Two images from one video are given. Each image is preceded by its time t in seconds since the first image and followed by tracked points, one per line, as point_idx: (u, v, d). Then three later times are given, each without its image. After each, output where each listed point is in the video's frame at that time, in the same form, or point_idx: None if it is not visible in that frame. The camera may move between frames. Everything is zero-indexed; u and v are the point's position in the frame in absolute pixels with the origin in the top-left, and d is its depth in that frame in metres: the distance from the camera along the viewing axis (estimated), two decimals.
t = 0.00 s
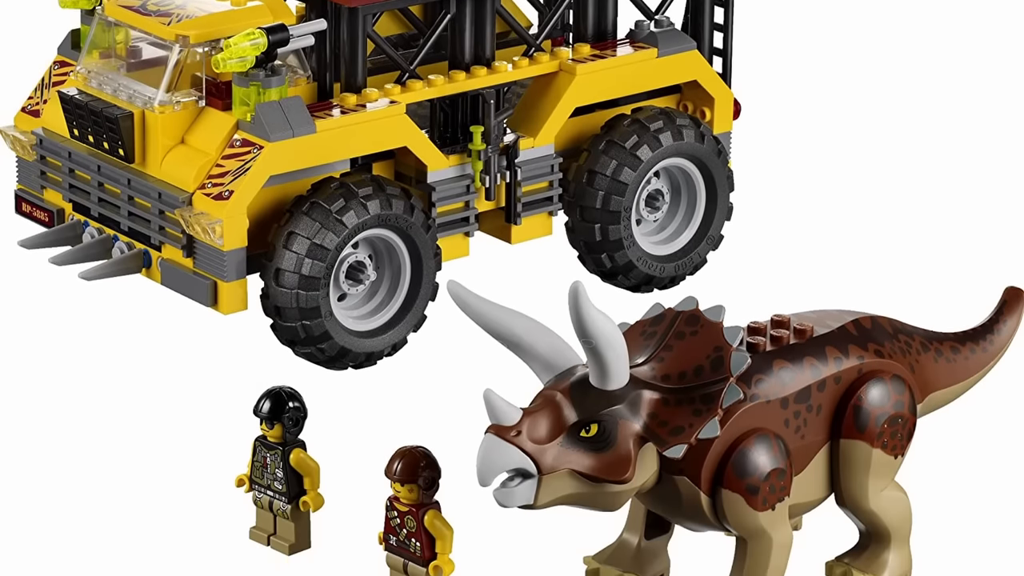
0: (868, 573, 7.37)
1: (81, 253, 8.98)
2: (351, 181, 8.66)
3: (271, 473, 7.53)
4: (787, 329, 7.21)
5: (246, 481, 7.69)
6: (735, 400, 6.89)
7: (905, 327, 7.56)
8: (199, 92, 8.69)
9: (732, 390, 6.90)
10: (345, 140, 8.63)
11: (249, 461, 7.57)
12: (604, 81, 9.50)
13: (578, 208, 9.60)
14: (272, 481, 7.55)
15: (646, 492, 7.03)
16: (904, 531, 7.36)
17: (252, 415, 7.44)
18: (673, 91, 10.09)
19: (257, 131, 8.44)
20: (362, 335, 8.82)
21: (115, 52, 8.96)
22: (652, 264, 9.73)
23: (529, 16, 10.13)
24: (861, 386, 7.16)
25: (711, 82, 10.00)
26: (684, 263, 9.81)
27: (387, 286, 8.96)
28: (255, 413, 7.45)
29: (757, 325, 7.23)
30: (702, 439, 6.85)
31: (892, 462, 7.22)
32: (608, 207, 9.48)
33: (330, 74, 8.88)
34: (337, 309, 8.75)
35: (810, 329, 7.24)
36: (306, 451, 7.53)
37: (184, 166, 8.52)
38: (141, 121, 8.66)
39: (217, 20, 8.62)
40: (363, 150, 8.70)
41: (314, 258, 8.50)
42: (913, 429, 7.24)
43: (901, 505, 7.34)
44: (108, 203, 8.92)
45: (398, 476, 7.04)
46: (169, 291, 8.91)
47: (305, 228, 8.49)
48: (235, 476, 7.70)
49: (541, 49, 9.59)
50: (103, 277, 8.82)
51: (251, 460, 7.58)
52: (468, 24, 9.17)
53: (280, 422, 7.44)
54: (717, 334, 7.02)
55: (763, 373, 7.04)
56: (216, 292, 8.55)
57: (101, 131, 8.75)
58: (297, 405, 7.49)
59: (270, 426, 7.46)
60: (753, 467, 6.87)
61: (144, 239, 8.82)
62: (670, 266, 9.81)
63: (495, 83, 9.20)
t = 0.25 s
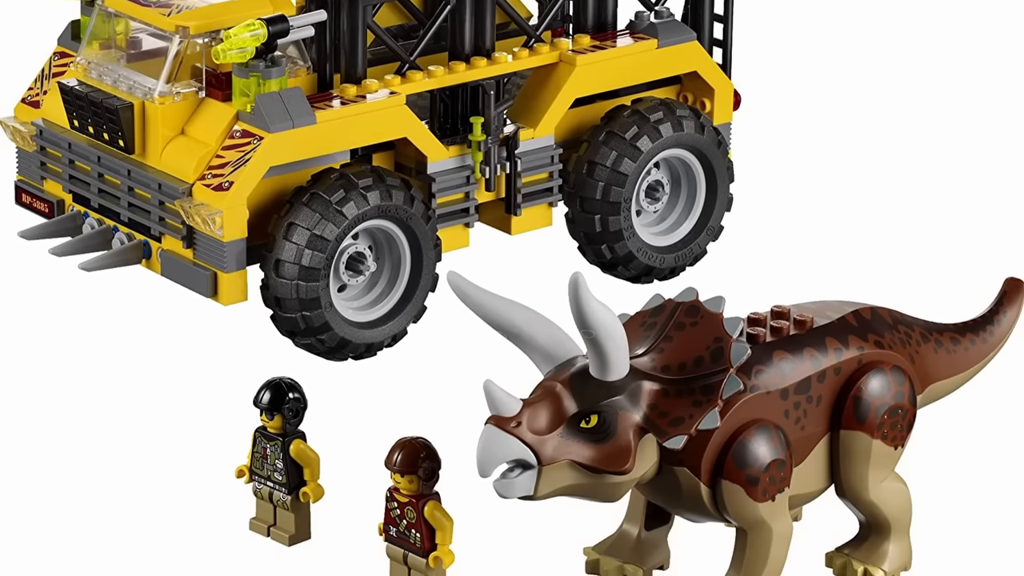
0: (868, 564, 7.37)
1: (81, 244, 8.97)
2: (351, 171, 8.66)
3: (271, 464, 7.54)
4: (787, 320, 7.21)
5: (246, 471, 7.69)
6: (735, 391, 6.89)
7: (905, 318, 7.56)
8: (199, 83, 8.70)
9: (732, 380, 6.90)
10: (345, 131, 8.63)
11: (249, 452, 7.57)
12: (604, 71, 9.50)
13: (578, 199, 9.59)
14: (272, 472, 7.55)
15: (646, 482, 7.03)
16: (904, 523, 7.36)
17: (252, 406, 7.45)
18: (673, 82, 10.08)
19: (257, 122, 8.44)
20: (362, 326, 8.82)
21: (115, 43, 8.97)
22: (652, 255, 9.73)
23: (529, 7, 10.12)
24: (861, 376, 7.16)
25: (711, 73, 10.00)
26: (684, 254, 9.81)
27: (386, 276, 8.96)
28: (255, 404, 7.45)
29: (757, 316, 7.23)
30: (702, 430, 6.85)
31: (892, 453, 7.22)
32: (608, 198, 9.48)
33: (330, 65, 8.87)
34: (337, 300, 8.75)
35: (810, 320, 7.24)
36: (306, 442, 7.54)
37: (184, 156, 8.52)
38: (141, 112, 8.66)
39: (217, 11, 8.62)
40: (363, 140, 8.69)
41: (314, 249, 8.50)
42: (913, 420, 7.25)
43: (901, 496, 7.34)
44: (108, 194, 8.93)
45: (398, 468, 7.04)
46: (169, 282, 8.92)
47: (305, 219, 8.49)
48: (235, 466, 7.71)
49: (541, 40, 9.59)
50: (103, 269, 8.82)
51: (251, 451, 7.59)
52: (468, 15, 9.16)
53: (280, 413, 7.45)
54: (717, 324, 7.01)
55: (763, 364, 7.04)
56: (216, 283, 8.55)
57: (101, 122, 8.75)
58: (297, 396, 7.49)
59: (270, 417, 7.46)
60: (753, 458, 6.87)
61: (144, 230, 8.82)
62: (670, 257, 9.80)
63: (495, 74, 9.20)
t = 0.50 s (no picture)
0: (868, 555, 7.46)
1: (81, 235, 8.65)
2: (350, 162, 8.61)
3: (271, 455, 7.54)
4: (787, 311, 7.23)
5: (246, 462, 7.70)
6: (735, 381, 6.90)
7: (905, 309, 7.56)
8: (199, 74, 8.65)
9: (732, 370, 6.92)
10: (345, 122, 8.62)
11: (249, 443, 7.58)
12: (605, 62, 9.48)
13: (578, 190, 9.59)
14: (272, 463, 7.56)
15: (646, 473, 7.03)
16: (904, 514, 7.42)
17: (252, 397, 7.45)
18: (673, 73, 10.07)
19: (257, 112, 8.43)
20: (362, 317, 8.74)
21: (115, 35, 8.79)
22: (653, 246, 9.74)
23: None
24: (861, 367, 7.17)
25: (711, 64, 9.99)
26: (685, 244, 9.83)
27: (387, 267, 8.85)
28: (255, 395, 7.46)
29: (757, 307, 7.24)
30: (702, 421, 6.86)
31: (892, 444, 7.24)
32: (608, 188, 9.47)
33: (331, 56, 8.85)
34: (337, 291, 8.67)
35: (810, 311, 7.24)
36: (306, 433, 7.54)
37: (184, 147, 8.43)
38: (141, 103, 8.51)
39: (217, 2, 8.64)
40: (364, 131, 8.69)
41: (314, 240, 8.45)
42: (913, 411, 7.25)
43: (901, 487, 7.39)
44: (108, 184, 8.67)
45: (398, 459, 7.08)
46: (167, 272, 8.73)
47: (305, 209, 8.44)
48: (235, 457, 7.71)
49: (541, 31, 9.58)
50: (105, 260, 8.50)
51: (251, 442, 7.59)
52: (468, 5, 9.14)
53: (280, 404, 7.45)
54: (717, 315, 7.03)
55: (763, 354, 7.04)
56: (216, 275, 8.38)
57: (101, 113, 8.54)
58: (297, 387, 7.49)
59: (270, 408, 7.47)
60: (753, 449, 6.87)
61: (145, 221, 8.55)
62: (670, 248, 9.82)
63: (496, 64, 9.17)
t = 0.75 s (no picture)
0: (868, 545, 7.48)
1: (81, 226, 8.95)
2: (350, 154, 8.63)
3: (272, 447, 7.55)
4: (787, 303, 7.17)
5: (246, 454, 7.69)
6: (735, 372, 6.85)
7: (905, 300, 7.56)
8: (199, 64, 8.67)
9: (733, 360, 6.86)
10: (345, 112, 8.63)
11: (250, 434, 7.58)
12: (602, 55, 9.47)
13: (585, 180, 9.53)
14: (272, 454, 7.56)
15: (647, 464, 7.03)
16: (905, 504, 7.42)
17: (252, 388, 7.46)
18: (674, 64, 10.05)
19: (257, 103, 8.43)
20: (361, 307, 8.82)
21: (115, 25, 8.90)
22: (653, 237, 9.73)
23: None
24: (860, 358, 7.17)
25: (712, 55, 9.96)
26: (685, 236, 9.81)
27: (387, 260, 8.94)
28: (256, 385, 7.46)
29: (756, 298, 7.16)
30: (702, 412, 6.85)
31: (892, 435, 7.26)
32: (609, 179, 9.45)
33: (330, 46, 8.85)
34: (337, 281, 8.72)
35: (810, 302, 7.23)
36: (306, 424, 7.54)
37: (184, 138, 8.50)
38: (141, 94, 8.62)
39: None
40: (363, 122, 8.70)
41: (314, 231, 8.50)
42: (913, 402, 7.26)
43: (901, 478, 7.39)
44: (108, 175, 8.92)
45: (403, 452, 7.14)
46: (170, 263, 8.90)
47: (305, 201, 8.47)
48: (236, 448, 7.70)
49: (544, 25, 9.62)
50: (103, 250, 8.80)
51: (251, 433, 7.59)
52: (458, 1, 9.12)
53: (281, 394, 7.46)
54: (717, 307, 6.56)
55: (763, 345, 7.02)
56: (216, 265, 8.48)
57: (101, 104, 8.70)
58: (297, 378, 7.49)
59: (271, 399, 7.48)
60: (753, 440, 6.86)
61: (144, 212, 8.78)
62: (670, 239, 9.80)
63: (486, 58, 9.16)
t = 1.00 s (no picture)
0: (867, 536, 7.51)
1: (80, 218, 8.41)
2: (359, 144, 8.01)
3: (271, 437, 7.55)
4: (787, 293, 7.18)
5: (246, 445, 7.70)
6: (734, 363, 6.91)
7: (905, 290, 7.56)
8: (199, 56, 8.20)
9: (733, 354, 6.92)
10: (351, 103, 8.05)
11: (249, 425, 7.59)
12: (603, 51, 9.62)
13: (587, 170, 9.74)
14: (273, 445, 7.56)
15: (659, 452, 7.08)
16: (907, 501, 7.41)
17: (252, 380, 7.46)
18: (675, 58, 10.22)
19: (257, 95, 7.96)
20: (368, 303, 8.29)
21: (115, 17, 8.42)
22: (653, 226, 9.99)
23: None
24: (860, 349, 7.17)
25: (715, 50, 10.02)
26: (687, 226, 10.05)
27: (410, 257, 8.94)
28: (256, 377, 7.46)
29: (757, 289, 7.19)
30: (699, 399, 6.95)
31: (892, 425, 7.26)
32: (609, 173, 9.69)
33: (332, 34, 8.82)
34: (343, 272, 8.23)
35: (810, 293, 7.24)
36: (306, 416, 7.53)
37: (183, 129, 8.05)
38: (141, 86, 8.15)
39: None
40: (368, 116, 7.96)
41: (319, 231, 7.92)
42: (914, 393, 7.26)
43: (902, 469, 7.40)
44: (108, 168, 8.38)
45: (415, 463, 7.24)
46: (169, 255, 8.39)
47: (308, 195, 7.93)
48: (236, 440, 7.72)
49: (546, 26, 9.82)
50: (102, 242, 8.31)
51: (251, 425, 7.60)
52: None
53: (280, 386, 7.47)
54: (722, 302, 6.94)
55: (762, 336, 7.04)
56: (216, 257, 8.03)
57: (100, 97, 8.21)
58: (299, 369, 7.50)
59: (270, 390, 7.48)
60: (753, 431, 6.87)
61: (143, 204, 8.28)
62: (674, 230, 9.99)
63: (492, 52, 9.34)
